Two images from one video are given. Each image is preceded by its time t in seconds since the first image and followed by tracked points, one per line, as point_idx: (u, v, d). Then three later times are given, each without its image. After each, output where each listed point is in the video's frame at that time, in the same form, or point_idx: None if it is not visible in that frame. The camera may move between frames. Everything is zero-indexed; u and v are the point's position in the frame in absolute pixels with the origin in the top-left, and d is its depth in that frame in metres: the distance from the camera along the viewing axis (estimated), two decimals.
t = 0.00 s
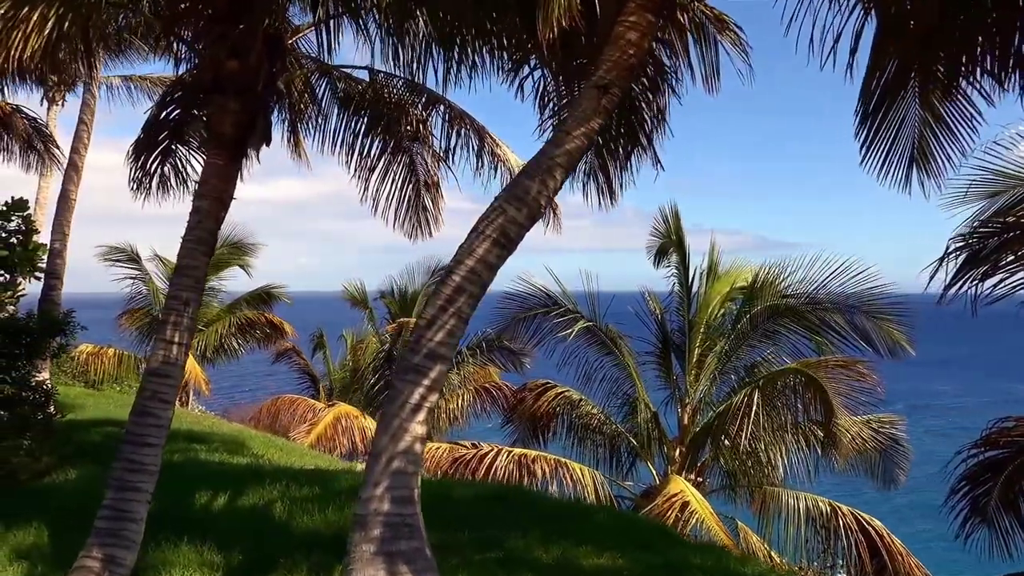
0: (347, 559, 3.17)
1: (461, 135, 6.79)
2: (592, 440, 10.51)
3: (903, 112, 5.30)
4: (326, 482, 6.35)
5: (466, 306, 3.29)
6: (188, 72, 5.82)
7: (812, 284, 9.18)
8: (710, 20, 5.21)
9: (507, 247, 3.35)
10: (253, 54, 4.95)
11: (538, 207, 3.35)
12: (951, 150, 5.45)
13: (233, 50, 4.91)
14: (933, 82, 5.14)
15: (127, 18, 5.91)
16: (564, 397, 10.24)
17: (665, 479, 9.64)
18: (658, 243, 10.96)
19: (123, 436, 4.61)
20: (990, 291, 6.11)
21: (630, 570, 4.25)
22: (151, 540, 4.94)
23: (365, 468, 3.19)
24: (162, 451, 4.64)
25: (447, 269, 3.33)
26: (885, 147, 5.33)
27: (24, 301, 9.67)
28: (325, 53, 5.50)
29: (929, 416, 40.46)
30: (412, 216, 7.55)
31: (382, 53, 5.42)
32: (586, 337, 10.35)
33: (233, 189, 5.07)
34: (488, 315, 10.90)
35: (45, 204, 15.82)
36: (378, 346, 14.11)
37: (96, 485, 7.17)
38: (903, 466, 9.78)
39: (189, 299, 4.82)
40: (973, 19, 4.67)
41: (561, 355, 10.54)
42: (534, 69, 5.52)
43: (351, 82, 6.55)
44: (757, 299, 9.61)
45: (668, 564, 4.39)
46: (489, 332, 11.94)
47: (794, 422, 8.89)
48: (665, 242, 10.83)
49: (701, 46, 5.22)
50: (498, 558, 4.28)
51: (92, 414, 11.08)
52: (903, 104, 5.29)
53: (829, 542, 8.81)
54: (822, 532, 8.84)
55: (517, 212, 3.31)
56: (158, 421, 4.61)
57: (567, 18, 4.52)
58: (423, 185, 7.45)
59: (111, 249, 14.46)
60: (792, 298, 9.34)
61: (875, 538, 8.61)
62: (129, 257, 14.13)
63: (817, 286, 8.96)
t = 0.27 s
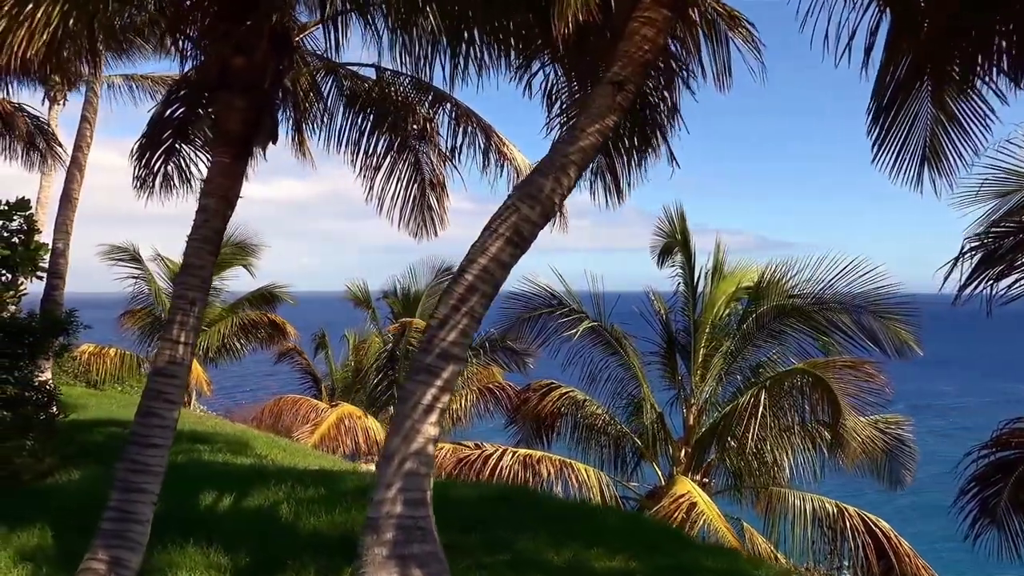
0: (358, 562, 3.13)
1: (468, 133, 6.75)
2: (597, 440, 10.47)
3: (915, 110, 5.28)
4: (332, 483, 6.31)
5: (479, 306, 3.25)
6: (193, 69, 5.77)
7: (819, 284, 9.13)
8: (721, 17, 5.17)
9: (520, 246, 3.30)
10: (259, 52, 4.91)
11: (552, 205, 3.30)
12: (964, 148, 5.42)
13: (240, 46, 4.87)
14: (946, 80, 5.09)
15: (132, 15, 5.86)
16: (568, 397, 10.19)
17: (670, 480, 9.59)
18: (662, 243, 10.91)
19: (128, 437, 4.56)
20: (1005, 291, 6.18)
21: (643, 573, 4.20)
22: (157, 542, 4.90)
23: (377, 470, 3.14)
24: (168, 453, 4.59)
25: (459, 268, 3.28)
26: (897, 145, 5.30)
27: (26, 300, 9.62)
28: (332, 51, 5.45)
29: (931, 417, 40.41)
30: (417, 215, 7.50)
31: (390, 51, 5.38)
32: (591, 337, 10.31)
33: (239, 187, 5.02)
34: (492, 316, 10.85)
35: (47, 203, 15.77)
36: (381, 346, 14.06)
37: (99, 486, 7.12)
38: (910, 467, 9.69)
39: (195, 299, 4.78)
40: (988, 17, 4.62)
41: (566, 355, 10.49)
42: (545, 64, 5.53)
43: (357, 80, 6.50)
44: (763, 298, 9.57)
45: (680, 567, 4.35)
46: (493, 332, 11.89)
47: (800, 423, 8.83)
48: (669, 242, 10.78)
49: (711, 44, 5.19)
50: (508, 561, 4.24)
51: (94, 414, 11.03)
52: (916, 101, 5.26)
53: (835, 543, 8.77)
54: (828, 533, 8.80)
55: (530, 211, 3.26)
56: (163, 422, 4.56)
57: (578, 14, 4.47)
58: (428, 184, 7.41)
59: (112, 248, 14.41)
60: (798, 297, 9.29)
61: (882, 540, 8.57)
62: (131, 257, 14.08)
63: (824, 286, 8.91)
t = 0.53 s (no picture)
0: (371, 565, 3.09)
1: (475, 132, 6.70)
2: (602, 441, 10.42)
3: (927, 108, 5.24)
4: (338, 484, 6.26)
5: (494, 305, 3.21)
6: (199, 67, 5.72)
7: (825, 283, 9.10)
8: (734, 15, 5.13)
9: (535, 244, 3.27)
10: (267, 50, 4.86)
11: (567, 203, 3.26)
12: (978, 147, 5.36)
13: (247, 44, 4.83)
14: (958, 77, 5.06)
15: (137, 13, 5.82)
16: (573, 398, 10.15)
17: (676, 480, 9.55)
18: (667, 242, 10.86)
19: (135, 438, 4.51)
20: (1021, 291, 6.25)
21: None
22: (163, 544, 4.85)
23: (390, 472, 3.10)
24: (175, 453, 4.54)
25: (473, 267, 3.24)
26: (908, 144, 5.25)
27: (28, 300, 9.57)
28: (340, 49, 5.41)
29: (933, 417, 40.36)
30: (422, 214, 7.46)
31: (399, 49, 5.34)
32: (596, 337, 10.27)
33: (246, 185, 4.98)
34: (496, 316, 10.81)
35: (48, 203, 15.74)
36: (384, 346, 14.02)
37: (103, 487, 7.08)
38: (916, 468, 9.66)
39: (202, 298, 4.73)
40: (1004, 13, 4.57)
41: (571, 355, 10.45)
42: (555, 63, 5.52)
43: (363, 78, 6.46)
44: (769, 298, 9.53)
45: (694, 569, 4.31)
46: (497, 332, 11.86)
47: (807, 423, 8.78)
48: (674, 242, 10.74)
49: (723, 41, 5.14)
50: (520, 563, 4.20)
51: (97, 415, 10.98)
52: (928, 100, 5.23)
53: (842, 544, 8.72)
54: (835, 535, 8.74)
55: (545, 208, 3.22)
56: (170, 423, 4.51)
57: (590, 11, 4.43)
58: (434, 183, 7.37)
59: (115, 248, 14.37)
60: (804, 297, 9.25)
61: (890, 541, 8.52)
62: (134, 256, 14.04)
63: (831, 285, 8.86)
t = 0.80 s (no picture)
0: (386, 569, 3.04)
1: (482, 130, 6.65)
2: (608, 442, 10.37)
3: (941, 106, 5.24)
4: (345, 485, 6.22)
5: (510, 304, 3.16)
6: (206, 65, 5.67)
7: (832, 284, 9.05)
8: (748, 12, 5.09)
9: (552, 243, 3.22)
10: (276, 47, 4.82)
11: (584, 201, 3.22)
12: (992, 145, 5.36)
13: (255, 41, 4.78)
14: (972, 76, 5.06)
15: (144, 10, 5.77)
16: (579, 398, 10.10)
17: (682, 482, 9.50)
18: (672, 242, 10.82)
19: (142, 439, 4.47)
20: None
21: None
22: (171, 546, 4.81)
23: (405, 473, 3.06)
24: (183, 455, 4.50)
25: (489, 266, 3.19)
26: (923, 142, 5.24)
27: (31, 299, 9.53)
28: (349, 47, 5.36)
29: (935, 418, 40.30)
30: (428, 214, 7.41)
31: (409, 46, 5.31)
32: (602, 337, 10.22)
33: (254, 184, 4.93)
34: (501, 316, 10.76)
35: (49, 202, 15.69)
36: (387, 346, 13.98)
37: (108, 488, 7.03)
38: (923, 469, 9.59)
39: (210, 297, 4.70)
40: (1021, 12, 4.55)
41: (576, 355, 10.40)
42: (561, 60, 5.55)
43: (371, 77, 6.42)
44: (775, 299, 9.48)
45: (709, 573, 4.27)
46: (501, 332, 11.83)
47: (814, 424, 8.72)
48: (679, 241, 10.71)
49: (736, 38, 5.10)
50: (534, 567, 4.15)
51: (100, 415, 10.94)
52: (942, 98, 5.23)
53: (850, 546, 8.66)
54: (843, 536, 8.69)
55: (562, 207, 3.18)
56: (178, 423, 4.46)
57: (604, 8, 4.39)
58: (440, 182, 7.32)
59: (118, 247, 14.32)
60: (811, 298, 9.20)
61: (898, 542, 8.47)
62: (137, 256, 13.99)
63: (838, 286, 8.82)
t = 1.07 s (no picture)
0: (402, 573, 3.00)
1: (491, 129, 6.60)
2: (613, 442, 10.32)
3: (956, 105, 5.19)
4: (353, 486, 6.18)
5: (527, 305, 3.12)
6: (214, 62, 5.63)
7: (840, 284, 9.01)
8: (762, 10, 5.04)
9: (569, 243, 3.18)
10: (285, 46, 4.78)
11: (602, 200, 3.17)
12: (1007, 145, 5.30)
13: (264, 38, 4.74)
14: (987, 74, 5.00)
15: (151, 7, 5.72)
16: (584, 399, 10.05)
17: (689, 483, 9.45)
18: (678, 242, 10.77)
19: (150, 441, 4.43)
20: None
21: None
22: (179, 548, 4.77)
23: (421, 476, 3.01)
24: (192, 456, 4.46)
25: (506, 266, 3.15)
26: (936, 142, 5.19)
27: (35, 299, 9.48)
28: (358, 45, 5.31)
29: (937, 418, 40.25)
30: (435, 213, 7.37)
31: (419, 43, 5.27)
32: (608, 337, 10.18)
33: (263, 183, 4.89)
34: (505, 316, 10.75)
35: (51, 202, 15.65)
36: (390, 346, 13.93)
37: (113, 489, 6.99)
38: (930, 470, 9.53)
39: (219, 297, 4.65)
40: None
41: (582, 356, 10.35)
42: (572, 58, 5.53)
43: (379, 75, 6.38)
44: (782, 299, 9.44)
45: None
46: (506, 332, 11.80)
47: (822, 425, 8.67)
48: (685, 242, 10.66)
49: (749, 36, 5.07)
50: (548, 570, 4.11)
51: (103, 415, 10.89)
52: (956, 96, 5.18)
53: (858, 548, 8.61)
54: (850, 538, 8.63)
55: (580, 206, 3.13)
56: (187, 425, 4.42)
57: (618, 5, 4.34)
58: (447, 182, 7.27)
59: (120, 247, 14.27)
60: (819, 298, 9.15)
61: (906, 544, 8.42)
62: (140, 256, 13.94)
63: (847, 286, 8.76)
